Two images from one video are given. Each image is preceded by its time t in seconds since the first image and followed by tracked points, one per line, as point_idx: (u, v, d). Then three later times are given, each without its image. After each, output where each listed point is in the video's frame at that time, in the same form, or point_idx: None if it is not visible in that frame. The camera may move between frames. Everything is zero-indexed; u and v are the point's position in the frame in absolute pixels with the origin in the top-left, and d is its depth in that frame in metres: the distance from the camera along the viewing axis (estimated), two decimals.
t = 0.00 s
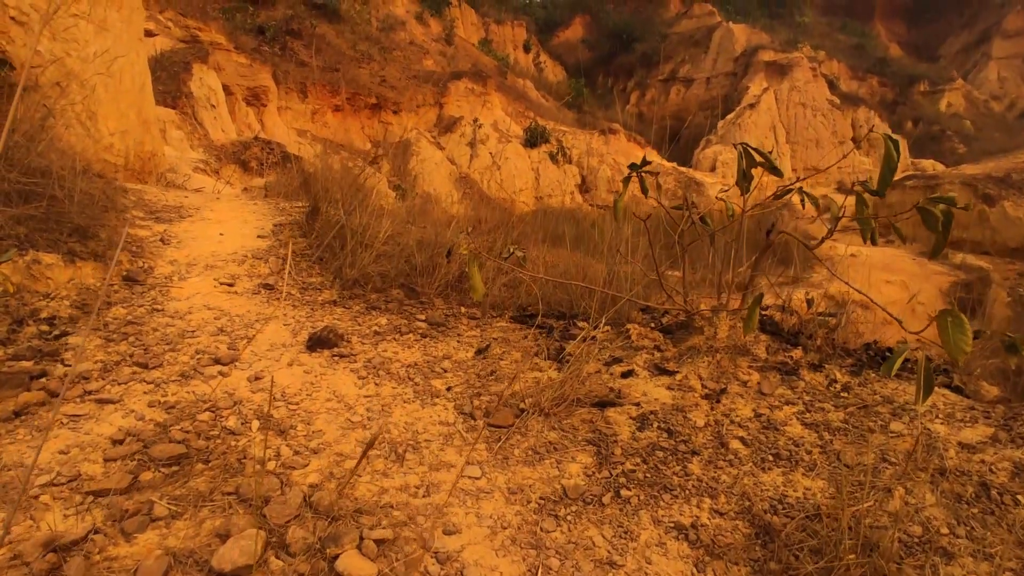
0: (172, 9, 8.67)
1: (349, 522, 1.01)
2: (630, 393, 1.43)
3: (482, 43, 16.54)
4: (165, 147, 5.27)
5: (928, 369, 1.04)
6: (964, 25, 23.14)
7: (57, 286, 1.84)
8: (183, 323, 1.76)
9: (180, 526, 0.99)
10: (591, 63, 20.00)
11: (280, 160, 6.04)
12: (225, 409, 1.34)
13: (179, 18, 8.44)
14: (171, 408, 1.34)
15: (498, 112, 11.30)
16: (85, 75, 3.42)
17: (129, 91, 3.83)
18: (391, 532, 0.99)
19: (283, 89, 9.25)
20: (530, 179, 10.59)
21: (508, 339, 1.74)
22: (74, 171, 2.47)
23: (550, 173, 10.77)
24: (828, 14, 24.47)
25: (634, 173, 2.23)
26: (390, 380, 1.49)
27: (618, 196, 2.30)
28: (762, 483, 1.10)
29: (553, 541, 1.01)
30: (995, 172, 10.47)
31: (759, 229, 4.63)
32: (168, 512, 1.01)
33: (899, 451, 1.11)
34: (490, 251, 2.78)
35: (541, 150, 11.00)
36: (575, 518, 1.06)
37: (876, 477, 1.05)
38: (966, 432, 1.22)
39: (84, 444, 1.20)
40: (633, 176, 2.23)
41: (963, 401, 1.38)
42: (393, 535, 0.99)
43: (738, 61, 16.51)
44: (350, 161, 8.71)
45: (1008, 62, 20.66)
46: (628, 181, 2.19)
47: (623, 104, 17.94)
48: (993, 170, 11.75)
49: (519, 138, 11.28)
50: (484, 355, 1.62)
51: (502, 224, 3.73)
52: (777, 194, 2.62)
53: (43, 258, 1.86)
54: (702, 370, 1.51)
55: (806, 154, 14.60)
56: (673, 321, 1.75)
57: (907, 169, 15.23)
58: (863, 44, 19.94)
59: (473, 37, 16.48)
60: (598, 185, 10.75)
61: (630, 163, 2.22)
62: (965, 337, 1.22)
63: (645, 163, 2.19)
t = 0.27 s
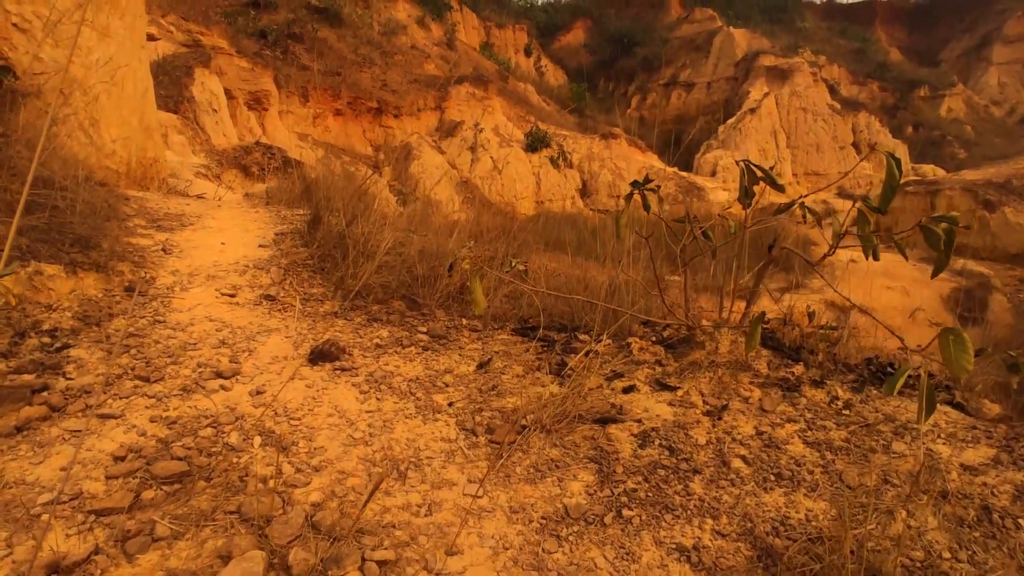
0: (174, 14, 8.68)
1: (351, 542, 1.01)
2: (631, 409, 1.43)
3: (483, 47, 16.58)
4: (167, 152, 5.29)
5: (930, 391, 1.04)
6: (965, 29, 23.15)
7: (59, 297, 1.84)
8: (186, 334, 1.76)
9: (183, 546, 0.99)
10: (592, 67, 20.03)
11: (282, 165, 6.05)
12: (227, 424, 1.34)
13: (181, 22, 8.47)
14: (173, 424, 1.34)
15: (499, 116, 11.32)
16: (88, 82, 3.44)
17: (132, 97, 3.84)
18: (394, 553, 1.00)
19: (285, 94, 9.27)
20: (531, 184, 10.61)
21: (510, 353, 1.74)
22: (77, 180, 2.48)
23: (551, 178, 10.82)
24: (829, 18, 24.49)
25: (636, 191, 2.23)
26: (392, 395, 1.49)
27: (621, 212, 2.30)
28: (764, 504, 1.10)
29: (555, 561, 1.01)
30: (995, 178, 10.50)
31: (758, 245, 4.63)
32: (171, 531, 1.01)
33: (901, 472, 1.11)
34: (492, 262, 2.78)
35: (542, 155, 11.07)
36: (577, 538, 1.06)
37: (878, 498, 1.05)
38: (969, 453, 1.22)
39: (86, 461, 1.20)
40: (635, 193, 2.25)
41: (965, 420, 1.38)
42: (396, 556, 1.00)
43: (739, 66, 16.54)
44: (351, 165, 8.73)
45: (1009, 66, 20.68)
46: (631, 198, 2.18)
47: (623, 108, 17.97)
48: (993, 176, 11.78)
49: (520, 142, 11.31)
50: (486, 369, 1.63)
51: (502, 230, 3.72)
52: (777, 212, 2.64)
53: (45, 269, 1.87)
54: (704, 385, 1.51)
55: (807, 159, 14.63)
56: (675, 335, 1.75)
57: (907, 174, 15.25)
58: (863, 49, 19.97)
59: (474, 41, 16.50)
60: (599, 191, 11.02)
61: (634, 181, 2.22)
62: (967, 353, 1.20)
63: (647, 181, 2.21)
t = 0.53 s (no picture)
0: (180, 30, 8.77)
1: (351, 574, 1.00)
2: (632, 435, 1.43)
3: (485, 63, 16.73)
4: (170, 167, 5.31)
5: (935, 423, 1.04)
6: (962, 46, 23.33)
7: (60, 317, 1.84)
8: (186, 356, 1.76)
9: None
10: (593, 83, 20.18)
11: (285, 180, 6.09)
12: (227, 449, 1.33)
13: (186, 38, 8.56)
14: (173, 449, 1.33)
15: (500, 131, 11.39)
16: (93, 98, 3.47)
17: (136, 114, 3.88)
18: None
19: (288, 108, 9.34)
20: (532, 199, 10.65)
21: (510, 376, 1.74)
22: (81, 198, 2.49)
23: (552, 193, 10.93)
24: (828, 35, 24.69)
25: (640, 218, 2.22)
26: (393, 419, 1.49)
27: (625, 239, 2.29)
28: (766, 536, 1.09)
29: None
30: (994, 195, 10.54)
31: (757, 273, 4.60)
32: (168, 562, 1.00)
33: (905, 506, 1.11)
34: (493, 281, 2.78)
35: (543, 170, 11.17)
36: (579, 570, 1.05)
37: (883, 533, 1.05)
38: (974, 486, 1.21)
39: (84, 487, 1.19)
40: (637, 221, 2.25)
41: (969, 450, 1.38)
42: None
43: (739, 82, 16.65)
44: (353, 180, 8.77)
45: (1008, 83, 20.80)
46: (634, 224, 2.17)
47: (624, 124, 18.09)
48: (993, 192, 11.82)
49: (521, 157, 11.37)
50: (487, 393, 1.62)
51: (502, 247, 3.70)
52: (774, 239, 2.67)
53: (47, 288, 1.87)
54: (705, 411, 1.50)
55: (807, 174, 14.68)
56: (676, 360, 1.74)
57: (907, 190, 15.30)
58: (863, 65, 20.11)
59: (477, 57, 16.64)
60: (600, 205, 11.20)
61: (637, 208, 2.21)
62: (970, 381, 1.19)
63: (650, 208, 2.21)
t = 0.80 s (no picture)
0: (185, 46, 8.85)
1: None
2: (634, 464, 1.42)
3: (487, 78, 16.87)
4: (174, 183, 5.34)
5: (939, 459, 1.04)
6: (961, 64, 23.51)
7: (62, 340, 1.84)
8: (188, 380, 1.76)
9: None
10: (594, 99, 20.33)
11: (288, 196, 6.12)
12: (227, 478, 1.33)
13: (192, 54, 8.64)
14: (173, 477, 1.33)
15: (502, 147, 11.45)
16: (99, 118, 3.51)
17: (141, 132, 3.90)
18: None
19: (292, 124, 9.39)
20: (534, 214, 10.70)
21: (511, 402, 1.74)
22: (85, 218, 2.50)
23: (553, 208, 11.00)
24: (827, 52, 24.88)
25: (640, 247, 2.13)
26: (394, 446, 1.49)
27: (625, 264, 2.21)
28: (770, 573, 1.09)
29: None
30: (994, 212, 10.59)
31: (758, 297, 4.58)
32: None
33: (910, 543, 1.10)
34: (494, 302, 2.78)
35: (545, 186, 11.23)
36: None
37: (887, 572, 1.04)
38: (978, 523, 1.21)
39: (83, 516, 1.19)
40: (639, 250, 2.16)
41: (972, 484, 1.38)
42: None
43: (739, 99, 16.75)
44: (356, 195, 8.82)
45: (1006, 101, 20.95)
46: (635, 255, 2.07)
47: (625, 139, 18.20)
48: (993, 209, 11.87)
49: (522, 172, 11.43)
50: (488, 420, 1.62)
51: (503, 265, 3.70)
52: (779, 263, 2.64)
53: (50, 311, 1.87)
54: (707, 440, 1.50)
55: (807, 191, 14.74)
56: (678, 387, 1.74)
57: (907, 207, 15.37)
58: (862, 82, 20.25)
59: (479, 73, 16.77)
60: (601, 221, 11.32)
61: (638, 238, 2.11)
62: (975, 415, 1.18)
63: (653, 238, 2.11)
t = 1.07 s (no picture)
0: (191, 64, 8.93)
1: None
2: (635, 499, 1.42)
3: (489, 95, 17.01)
4: (178, 201, 5.37)
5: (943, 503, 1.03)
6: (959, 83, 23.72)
7: (64, 367, 1.84)
8: (189, 408, 1.76)
9: None
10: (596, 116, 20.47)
11: (290, 215, 6.16)
12: (228, 512, 1.33)
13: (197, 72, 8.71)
14: (173, 511, 1.32)
15: (504, 165, 11.51)
16: (104, 139, 3.53)
17: (147, 152, 3.94)
18: None
19: (295, 140, 9.44)
20: (535, 232, 10.74)
21: (512, 432, 1.74)
22: (89, 241, 2.52)
23: (555, 225, 11.06)
24: (826, 71, 25.09)
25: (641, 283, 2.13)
26: (395, 478, 1.49)
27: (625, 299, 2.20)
28: None
29: None
30: (993, 231, 10.65)
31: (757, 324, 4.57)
32: None
33: None
34: (496, 327, 2.81)
35: (546, 203, 11.29)
36: None
37: None
38: (980, 565, 1.21)
39: (84, 552, 1.18)
40: (639, 286, 2.15)
41: (975, 524, 1.38)
42: None
43: (740, 117, 16.87)
44: (358, 213, 8.87)
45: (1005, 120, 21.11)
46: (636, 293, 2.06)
47: (626, 157, 18.31)
48: (993, 228, 11.93)
49: (524, 190, 11.50)
50: (489, 452, 1.62)
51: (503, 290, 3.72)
52: (782, 295, 2.70)
53: (53, 337, 1.88)
54: (707, 475, 1.50)
55: (808, 209, 14.80)
56: (678, 418, 1.74)
57: (907, 225, 15.43)
58: (862, 101, 20.39)
59: (481, 90, 16.91)
60: (602, 238, 11.40)
61: (639, 275, 2.11)
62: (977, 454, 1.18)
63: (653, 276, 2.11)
